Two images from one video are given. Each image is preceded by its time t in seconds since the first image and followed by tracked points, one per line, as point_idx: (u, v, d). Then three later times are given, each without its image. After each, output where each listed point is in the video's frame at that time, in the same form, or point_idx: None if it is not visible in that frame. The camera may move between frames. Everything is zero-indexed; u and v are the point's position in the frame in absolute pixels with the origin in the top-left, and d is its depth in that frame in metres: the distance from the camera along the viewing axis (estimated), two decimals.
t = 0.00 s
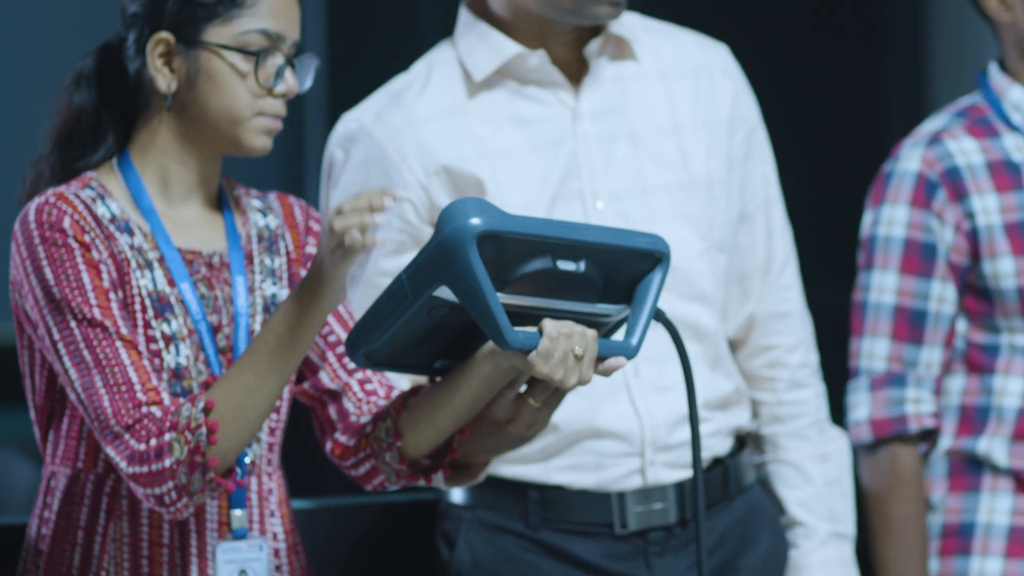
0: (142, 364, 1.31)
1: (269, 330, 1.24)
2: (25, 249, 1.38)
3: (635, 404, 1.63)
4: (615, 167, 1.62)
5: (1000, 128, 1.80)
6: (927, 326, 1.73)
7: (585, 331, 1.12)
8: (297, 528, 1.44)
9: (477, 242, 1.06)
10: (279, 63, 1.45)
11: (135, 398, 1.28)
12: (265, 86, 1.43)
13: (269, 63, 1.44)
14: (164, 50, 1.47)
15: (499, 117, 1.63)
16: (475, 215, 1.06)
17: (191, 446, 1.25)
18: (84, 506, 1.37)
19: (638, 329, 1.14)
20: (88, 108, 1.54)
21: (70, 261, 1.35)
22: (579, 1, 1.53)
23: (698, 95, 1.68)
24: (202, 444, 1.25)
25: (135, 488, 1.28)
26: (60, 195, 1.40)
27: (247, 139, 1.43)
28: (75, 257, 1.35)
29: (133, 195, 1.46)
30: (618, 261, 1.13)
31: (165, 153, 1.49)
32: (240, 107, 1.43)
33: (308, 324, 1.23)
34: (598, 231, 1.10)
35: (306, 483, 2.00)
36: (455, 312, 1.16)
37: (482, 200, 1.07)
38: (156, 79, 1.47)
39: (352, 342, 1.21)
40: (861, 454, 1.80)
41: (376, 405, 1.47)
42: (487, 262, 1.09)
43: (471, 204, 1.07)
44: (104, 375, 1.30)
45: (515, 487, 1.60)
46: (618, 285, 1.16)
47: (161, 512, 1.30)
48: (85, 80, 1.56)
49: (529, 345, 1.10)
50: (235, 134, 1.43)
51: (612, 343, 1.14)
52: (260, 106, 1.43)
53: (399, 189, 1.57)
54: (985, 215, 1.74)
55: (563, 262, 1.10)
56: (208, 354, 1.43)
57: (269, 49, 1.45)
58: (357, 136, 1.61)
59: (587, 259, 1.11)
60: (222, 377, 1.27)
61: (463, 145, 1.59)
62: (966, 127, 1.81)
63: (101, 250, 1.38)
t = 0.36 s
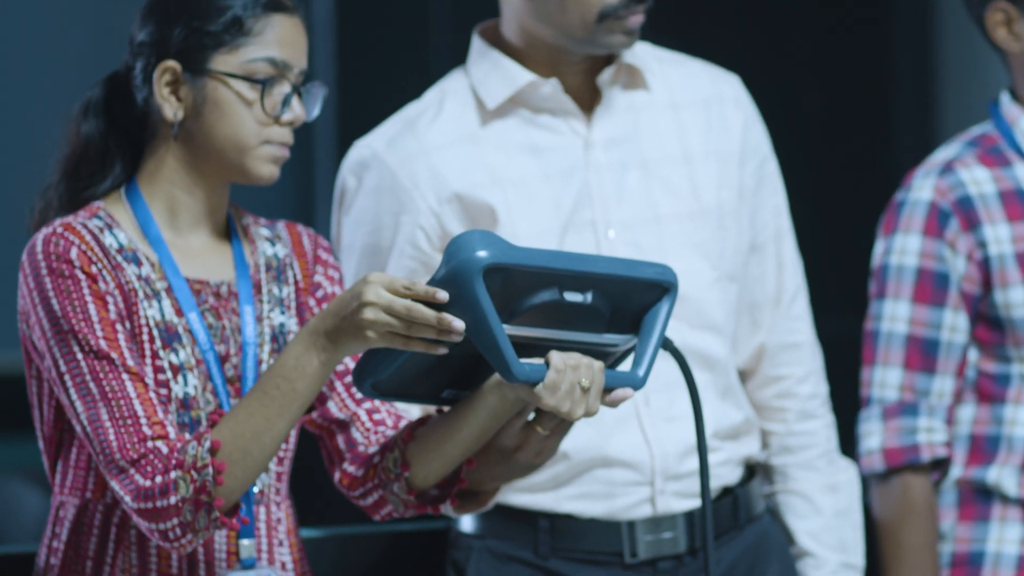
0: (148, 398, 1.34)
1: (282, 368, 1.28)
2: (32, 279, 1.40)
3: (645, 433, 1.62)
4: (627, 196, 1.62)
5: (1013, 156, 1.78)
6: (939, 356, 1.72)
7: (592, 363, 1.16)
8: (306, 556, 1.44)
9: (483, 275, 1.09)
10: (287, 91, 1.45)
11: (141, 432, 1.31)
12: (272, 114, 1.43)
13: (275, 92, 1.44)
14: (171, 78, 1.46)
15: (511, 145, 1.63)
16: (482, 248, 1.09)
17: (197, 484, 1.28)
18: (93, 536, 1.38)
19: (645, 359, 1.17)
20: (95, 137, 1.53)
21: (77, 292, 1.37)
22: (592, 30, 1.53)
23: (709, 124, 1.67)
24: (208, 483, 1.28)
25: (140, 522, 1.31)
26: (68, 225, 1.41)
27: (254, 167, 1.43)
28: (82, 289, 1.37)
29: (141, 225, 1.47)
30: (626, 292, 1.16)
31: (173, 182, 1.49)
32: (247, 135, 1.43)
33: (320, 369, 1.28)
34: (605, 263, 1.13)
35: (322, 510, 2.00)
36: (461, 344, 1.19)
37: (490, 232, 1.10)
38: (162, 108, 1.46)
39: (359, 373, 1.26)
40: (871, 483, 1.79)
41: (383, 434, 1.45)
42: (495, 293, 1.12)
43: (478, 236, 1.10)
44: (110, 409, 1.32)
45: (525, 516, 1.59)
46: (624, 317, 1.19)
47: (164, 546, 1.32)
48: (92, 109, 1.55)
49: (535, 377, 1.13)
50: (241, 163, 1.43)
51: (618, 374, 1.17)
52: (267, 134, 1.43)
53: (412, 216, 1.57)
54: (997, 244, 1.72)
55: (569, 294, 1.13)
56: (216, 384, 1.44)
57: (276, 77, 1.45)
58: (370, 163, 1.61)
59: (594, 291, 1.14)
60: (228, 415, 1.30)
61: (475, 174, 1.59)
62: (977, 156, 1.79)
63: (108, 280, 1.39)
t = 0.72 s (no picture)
0: (151, 429, 1.34)
1: (285, 398, 1.29)
2: (34, 311, 1.40)
3: (647, 466, 1.61)
4: (629, 230, 1.62)
5: (1009, 191, 1.78)
6: (936, 390, 1.72)
7: (592, 391, 1.18)
8: None
9: (485, 299, 1.12)
10: (279, 129, 1.44)
11: (144, 463, 1.31)
12: (262, 151, 1.42)
13: (266, 129, 1.43)
14: (166, 108, 1.47)
15: (514, 178, 1.64)
16: (484, 272, 1.11)
17: (200, 515, 1.28)
18: (96, 567, 1.38)
19: (647, 388, 1.20)
20: (100, 165, 1.54)
21: (79, 325, 1.37)
22: (595, 64, 1.54)
23: (711, 158, 1.67)
24: (212, 515, 1.28)
25: (143, 553, 1.32)
26: (70, 258, 1.42)
27: (242, 203, 1.43)
28: (85, 321, 1.37)
29: (141, 256, 1.47)
30: (627, 320, 1.18)
31: (169, 215, 1.49)
32: (236, 171, 1.43)
33: (325, 401, 1.29)
34: (607, 291, 1.16)
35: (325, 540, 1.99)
36: (462, 368, 1.21)
37: (491, 257, 1.13)
38: (155, 137, 1.47)
39: (360, 400, 1.27)
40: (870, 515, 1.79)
41: (386, 465, 1.45)
42: (497, 319, 1.14)
43: (480, 261, 1.12)
44: (113, 440, 1.32)
45: (527, 548, 1.59)
46: (626, 347, 1.22)
47: None
48: (97, 137, 1.55)
49: (536, 403, 1.16)
50: (229, 198, 1.43)
51: (621, 403, 1.20)
52: (256, 170, 1.43)
53: (414, 249, 1.58)
54: (993, 279, 1.72)
55: (572, 320, 1.16)
56: (218, 417, 1.44)
57: (269, 115, 1.44)
58: (372, 196, 1.61)
59: (596, 318, 1.17)
60: (233, 447, 1.31)
61: (478, 207, 1.60)
62: (973, 191, 1.79)
63: (110, 313, 1.40)
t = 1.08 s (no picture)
0: (156, 456, 1.34)
1: (291, 425, 1.30)
2: (41, 339, 1.40)
3: (654, 494, 1.61)
4: (635, 259, 1.63)
5: (1011, 223, 1.78)
6: (943, 424, 1.72)
7: (597, 417, 1.19)
8: None
9: (491, 325, 1.13)
10: (287, 160, 1.44)
11: (149, 490, 1.31)
12: (269, 181, 1.43)
13: (272, 160, 1.44)
14: (173, 138, 1.48)
15: (521, 208, 1.64)
16: (491, 299, 1.12)
17: (205, 542, 1.29)
18: None
19: (653, 415, 1.20)
20: (108, 194, 1.54)
21: (85, 352, 1.37)
22: (604, 94, 1.55)
23: (717, 189, 1.68)
24: (217, 541, 1.29)
25: None
26: (77, 286, 1.42)
27: (248, 232, 1.43)
28: (91, 349, 1.38)
29: (148, 285, 1.47)
30: (634, 346, 1.19)
31: (177, 244, 1.49)
32: (242, 201, 1.43)
33: (332, 427, 1.29)
34: (613, 318, 1.17)
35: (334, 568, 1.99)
36: (470, 394, 1.21)
37: (499, 284, 1.14)
38: (162, 166, 1.47)
39: (367, 427, 1.28)
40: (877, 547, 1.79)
41: (394, 492, 1.44)
42: (502, 346, 1.15)
43: (486, 288, 1.13)
44: (118, 467, 1.33)
45: None
46: (632, 374, 1.22)
47: None
48: (105, 166, 1.56)
49: (542, 429, 1.16)
50: (235, 228, 1.44)
51: (628, 430, 1.20)
52: (263, 201, 1.43)
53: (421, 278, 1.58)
54: (998, 312, 1.72)
55: (579, 347, 1.17)
56: (225, 444, 1.44)
57: (276, 146, 1.45)
58: (379, 225, 1.62)
59: (602, 345, 1.18)
60: (239, 473, 1.32)
61: (484, 235, 1.60)
62: (976, 223, 1.79)
63: (117, 341, 1.40)
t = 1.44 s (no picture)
0: (158, 483, 1.34)
1: (294, 455, 1.30)
2: (46, 366, 1.40)
3: (659, 522, 1.60)
4: (641, 288, 1.63)
5: (1016, 248, 1.78)
6: (948, 447, 1.72)
7: (603, 445, 1.20)
8: None
9: (497, 354, 1.13)
10: (296, 183, 1.45)
11: (150, 517, 1.31)
12: (281, 207, 1.44)
13: (284, 184, 1.45)
14: (182, 169, 1.47)
15: (527, 237, 1.64)
16: (497, 328, 1.13)
17: (204, 567, 1.29)
18: None
19: (658, 443, 1.20)
20: (111, 229, 1.53)
21: (90, 380, 1.37)
22: (612, 122, 1.55)
23: (721, 218, 1.68)
24: (216, 567, 1.29)
25: None
26: (82, 314, 1.42)
27: (263, 259, 1.44)
28: (96, 377, 1.38)
29: (153, 313, 1.47)
30: (640, 375, 1.19)
31: (184, 273, 1.49)
32: (256, 227, 1.44)
33: (335, 455, 1.29)
34: (618, 346, 1.17)
35: None
36: (475, 423, 1.21)
37: (504, 313, 1.14)
38: (172, 199, 1.47)
39: (372, 453, 1.28)
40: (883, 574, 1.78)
41: (399, 520, 1.44)
42: (508, 375, 1.15)
43: (492, 316, 1.13)
44: (120, 494, 1.33)
45: None
46: (637, 403, 1.22)
47: None
48: (107, 200, 1.55)
49: (548, 458, 1.17)
50: (251, 254, 1.44)
51: (632, 457, 1.20)
52: (276, 226, 1.44)
53: (426, 306, 1.58)
54: (1003, 336, 1.72)
55: (585, 375, 1.17)
56: (231, 473, 1.43)
57: (286, 170, 1.45)
58: (384, 253, 1.62)
59: (607, 372, 1.18)
60: (241, 500, 1.31)
61: (490, 264, 1.60)
62: (982, 247, 1.79)
63: (121, 369, 1.40)
